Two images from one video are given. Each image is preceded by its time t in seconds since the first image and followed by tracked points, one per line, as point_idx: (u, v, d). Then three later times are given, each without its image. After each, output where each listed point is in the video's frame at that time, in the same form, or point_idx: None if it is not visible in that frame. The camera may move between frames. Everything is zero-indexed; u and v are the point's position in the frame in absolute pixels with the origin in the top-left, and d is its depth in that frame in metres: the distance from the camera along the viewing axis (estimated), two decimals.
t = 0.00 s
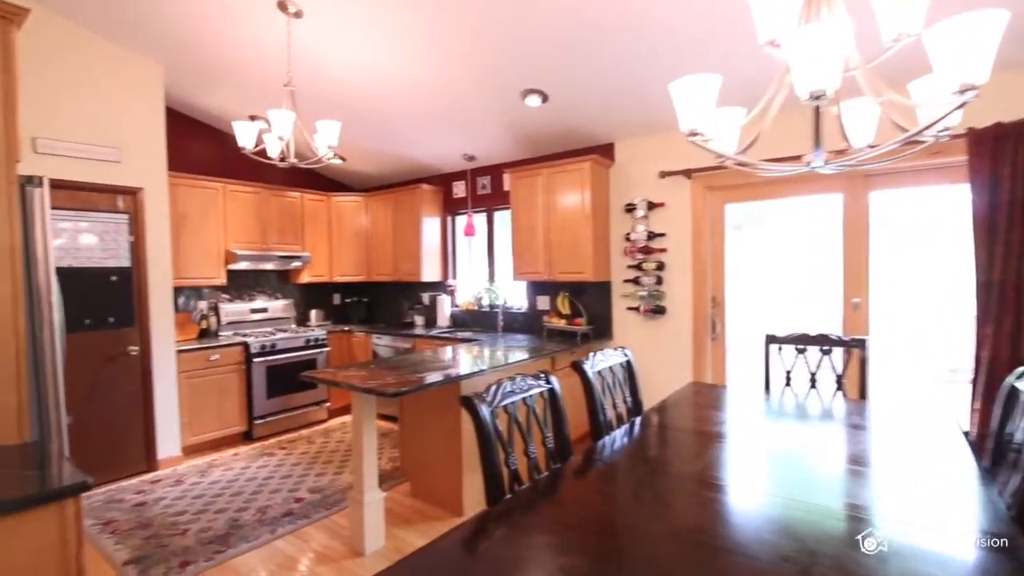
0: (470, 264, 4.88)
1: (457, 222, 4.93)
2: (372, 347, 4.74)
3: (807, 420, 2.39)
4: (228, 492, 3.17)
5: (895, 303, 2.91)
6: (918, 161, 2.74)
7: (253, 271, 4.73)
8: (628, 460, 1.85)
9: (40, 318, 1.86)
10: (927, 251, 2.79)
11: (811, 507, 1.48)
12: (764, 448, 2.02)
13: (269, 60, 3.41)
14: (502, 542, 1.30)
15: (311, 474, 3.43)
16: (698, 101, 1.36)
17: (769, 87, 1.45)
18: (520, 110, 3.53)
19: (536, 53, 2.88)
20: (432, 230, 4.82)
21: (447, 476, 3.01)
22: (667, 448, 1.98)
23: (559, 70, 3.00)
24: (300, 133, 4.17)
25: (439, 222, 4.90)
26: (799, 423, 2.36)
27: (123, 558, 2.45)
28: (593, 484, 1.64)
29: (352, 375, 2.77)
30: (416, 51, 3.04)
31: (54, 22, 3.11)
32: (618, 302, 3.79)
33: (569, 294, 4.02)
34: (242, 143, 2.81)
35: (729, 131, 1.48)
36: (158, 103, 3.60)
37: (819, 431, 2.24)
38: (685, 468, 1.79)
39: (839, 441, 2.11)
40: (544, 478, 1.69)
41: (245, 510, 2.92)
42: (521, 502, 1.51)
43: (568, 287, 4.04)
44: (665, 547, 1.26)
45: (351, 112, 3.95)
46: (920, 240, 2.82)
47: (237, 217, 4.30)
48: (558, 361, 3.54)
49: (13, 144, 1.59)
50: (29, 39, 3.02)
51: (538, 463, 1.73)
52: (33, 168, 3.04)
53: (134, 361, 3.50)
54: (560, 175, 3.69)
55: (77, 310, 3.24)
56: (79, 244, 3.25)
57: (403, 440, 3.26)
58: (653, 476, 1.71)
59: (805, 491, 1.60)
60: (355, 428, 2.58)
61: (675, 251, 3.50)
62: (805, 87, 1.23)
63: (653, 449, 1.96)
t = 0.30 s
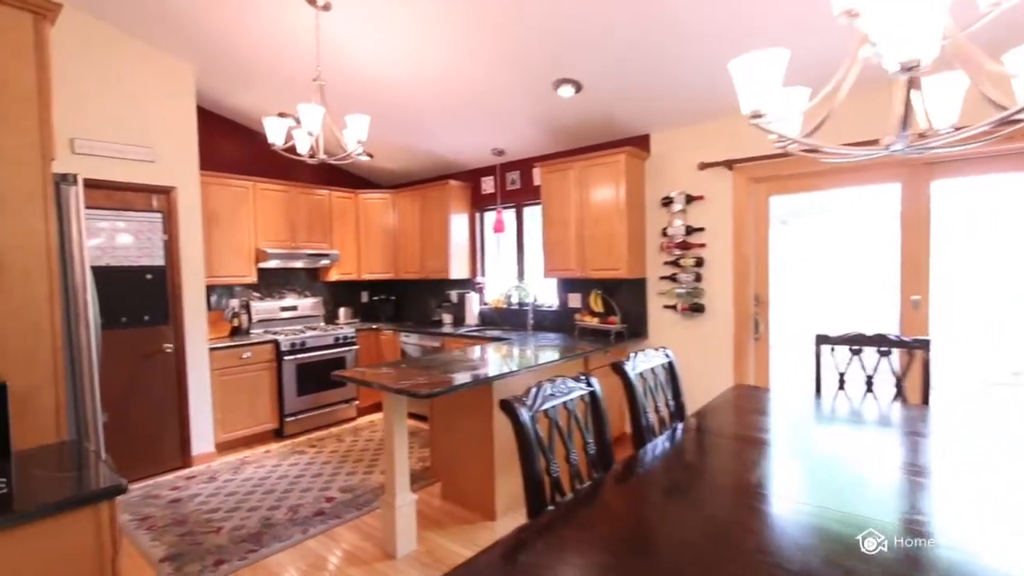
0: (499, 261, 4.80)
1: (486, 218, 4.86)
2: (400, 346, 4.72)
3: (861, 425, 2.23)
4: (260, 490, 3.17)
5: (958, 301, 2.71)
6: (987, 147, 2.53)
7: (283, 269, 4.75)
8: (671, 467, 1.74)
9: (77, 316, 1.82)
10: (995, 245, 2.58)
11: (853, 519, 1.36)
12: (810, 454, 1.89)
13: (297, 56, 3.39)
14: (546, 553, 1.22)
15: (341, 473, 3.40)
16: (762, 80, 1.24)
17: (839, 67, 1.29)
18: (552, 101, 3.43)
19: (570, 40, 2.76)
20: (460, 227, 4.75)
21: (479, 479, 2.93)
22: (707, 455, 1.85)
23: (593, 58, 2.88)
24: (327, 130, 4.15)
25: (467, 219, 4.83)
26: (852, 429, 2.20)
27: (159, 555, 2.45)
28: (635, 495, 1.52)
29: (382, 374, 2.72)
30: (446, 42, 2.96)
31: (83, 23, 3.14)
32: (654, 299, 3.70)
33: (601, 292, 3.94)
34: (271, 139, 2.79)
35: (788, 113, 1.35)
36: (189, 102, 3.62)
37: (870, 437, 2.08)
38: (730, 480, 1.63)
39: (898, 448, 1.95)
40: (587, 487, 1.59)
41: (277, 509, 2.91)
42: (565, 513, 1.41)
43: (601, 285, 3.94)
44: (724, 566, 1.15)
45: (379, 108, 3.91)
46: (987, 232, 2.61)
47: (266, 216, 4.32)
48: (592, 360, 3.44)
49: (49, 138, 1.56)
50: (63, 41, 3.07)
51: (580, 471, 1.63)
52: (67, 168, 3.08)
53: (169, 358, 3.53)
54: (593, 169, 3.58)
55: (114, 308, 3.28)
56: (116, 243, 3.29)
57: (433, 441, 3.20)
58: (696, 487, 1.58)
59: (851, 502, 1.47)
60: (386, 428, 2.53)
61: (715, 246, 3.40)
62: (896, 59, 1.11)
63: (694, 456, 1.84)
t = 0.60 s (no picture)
0: (526, 259, 4.72)
1: (513, 216, 4.79)
2: (427, 345, 4.69)
3: (918, 434, 2.08)
4: (289, 490, 3.15)
5: None
6: None
7: (310, 268, 4.75)
8: (715, 477, 1.64)
9: (111, 316, 1.80)
10: None
11: (900, 537, 1.26)
12: (856, 462, 1.78)
13: (326, 53, 3.37)
14: None
15: (369, 473, 3.37)
16: (832, 61, 1.18)
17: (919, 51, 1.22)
18: (584, 92, 3.33)
19: (606, 28, 2.65)
20: (487, 224, 4.69)
21: (510, 483, 2.86)
22: (749, 464, 1.76)
23: (629, 45, 2.77)
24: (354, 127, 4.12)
25: (494, 216, 4.76)
26: (908, 437, 2.05)
27: (191, 555, 2.45)
28: (682, 507, 1.43)
29: (412, 375, 2.67)
30: (475, 33, 2.88)
31: (113, 23, 3.14)
32: (688, 298, 3.65)
33: (633, 290, 3.88)
34: (300, 137, 2.75)
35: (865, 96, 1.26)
36: (219, 101, 3.62)
37: (928, 447, 1.93)
38: (767, 487, 1.57)
39: (959, 460, 1.80)
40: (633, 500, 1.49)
41: (306, 509, 2.89)
42: (612, 529, 1.32)
43: (633, 283, 3.89)
44: None
45: (406, 103, 3.86)
46: None
47: (294, 214, 4.32)
48: (623, 363, 3.37)
49: (81, 137, 1.53)
50: (95, 40, 3.07)
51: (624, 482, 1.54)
52: (99, 167, 3.10)
53: (200, 357, 3.55)
54: (626, 164, 3.54)
55: (146, 306, 3.30)
56: (149, 242, 3.33)
57: (462, 442, 3.15)
58: (739, 496, 1.51)
59: (897, 517, 1.37)
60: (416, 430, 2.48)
61: (755, 244, 3.32)
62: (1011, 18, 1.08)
63: (738, 464, 1.75)
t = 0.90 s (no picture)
0: (551, 258, 4.63)
1: (537, 214, 4.70)
2: (449, 345, 4.64)
3: (979, 446, 1.91)
4: (311, 492, 3.10)
5: None
6: None
7: (332, 267, 4.73)
8: (764, 490, 1.53)
9: (135, 317, 1.62)
10: None
11: (940, 556, 1.16)
12: (897, 472, 1.66)
13: (351, 51, 3.33)
14: None
15: (392, 476, 3.31)
16: (909, 34, 1.11)
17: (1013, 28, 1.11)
18: (614, 83, 3.23)
19: (642, 14, 2.55)
20: (511, 222, 4.61)
21: (537, 490, 2.77)
22: (796, 474, 1.64)
23: (665, 31, 2.66)
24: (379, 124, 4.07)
25: (518, 214, 4.69)
26: (968, 449, 1.89)
27: (214, 557, 2.41)
28: (732, 523, 1.32)
29: (437, 377, 2.59)
30: (504, 24, 2.80)
31: (137, 21, 3.13)
32: (722, 297, 3.60)
33: (664, 290, 3.83)
34: (325, 134, 2.70)
35: (945, 77, 1.17)
36: (244, 100, 3.61)
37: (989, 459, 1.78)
38: (816, 501, 1.45)
39: None
40: (679, 517, 1.38)
41: (328, 513, 2.84)
42: (659, 548, 1.21)
43: (663, 283, 3.85)
44: None
45: (431, 99, 3.80)
46: None
47: (317, 213, 4.29)
48: (655, 365, 3.33)
49: (106, 132, 1.46)
50: (120, 39, 3.07)
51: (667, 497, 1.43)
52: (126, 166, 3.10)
53: (224, 356, 3.54)
54: (656, 160, 3.49)
55: (171, 305, 3.30)
56: (176, 241, 3.33)
57: (486, 446, 3.07)
58: (788, 511, 1.39)
59: (930, 530, 1.28)
60: (442, 435, 2.40)
61: (795, 241, 3.28)
62: None
63: (784, 475, 1.63)
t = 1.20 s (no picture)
0: (573, 258, 4.53)
1: (560, 213, 4.61)
2: (469, 347, 4.57)
3: None
4: (330, 496, 3.05)
5: None
6: None
7: (352, 267, 4.70)
8: (814, 504, 1.40)
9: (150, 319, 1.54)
10: None
11: None
12: (959, 488, 1.51)
13: (371, 49, 3.29)
14: None
15: (412, 480, 3.25)
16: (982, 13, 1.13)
17: None
18: (641, 77, 3.12)
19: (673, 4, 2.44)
20: (533, 222, 4.53)
21: (561, 498, 2.67)
22: (845, 487, 1.50)
23: (697, 22, 2.54)
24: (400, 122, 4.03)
25: (540, 213, 4.60)
26: None
27: (231, 562, 2.37)
28: (779, 540, 1.21)
29: (458, 380, 2.52)
30: (527, 17, 2.71)
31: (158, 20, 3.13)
32: (754, 299, 3.46)
33: (692, 291, 3.70)
34: (344, 132, 2.64)
35: None
36: (265, 100, 3.60)
37: None
38: (869, 518, 1.31)
39: None
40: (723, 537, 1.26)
41: (347, 518, 2.78)
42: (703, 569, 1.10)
43: (691, 283, 3.73)
44: None
45: (452, 96, 3.74)
46: None
47: (337, 213, 4.27)
48: (683, 370, 3.22)
49: (121, 129, 1.42)
50: (142, 39, 3.07)
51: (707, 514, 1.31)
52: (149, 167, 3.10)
53: (245, 356, 3.53)
54: (685, 155, 3.40)
55: (190, 306, 3.29)
56: (198, 242, 3.32)
57: (508, 451, 2.98)
58: (840, 527, 1.27)
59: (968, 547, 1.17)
60: (463, 440, 2.32)
61: (834, 240, 3.12)
62: None
63: (829, 487, 1.50)
